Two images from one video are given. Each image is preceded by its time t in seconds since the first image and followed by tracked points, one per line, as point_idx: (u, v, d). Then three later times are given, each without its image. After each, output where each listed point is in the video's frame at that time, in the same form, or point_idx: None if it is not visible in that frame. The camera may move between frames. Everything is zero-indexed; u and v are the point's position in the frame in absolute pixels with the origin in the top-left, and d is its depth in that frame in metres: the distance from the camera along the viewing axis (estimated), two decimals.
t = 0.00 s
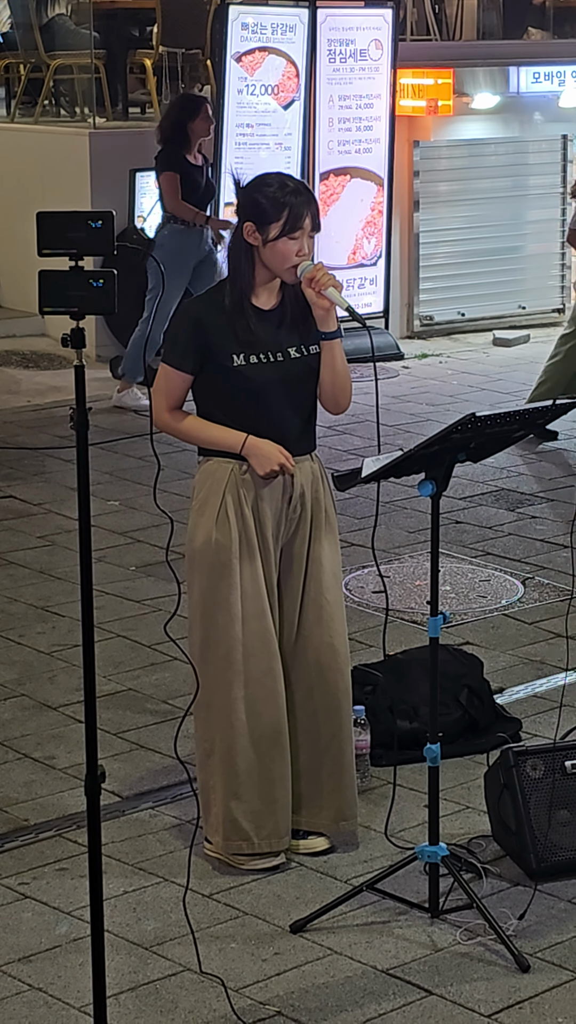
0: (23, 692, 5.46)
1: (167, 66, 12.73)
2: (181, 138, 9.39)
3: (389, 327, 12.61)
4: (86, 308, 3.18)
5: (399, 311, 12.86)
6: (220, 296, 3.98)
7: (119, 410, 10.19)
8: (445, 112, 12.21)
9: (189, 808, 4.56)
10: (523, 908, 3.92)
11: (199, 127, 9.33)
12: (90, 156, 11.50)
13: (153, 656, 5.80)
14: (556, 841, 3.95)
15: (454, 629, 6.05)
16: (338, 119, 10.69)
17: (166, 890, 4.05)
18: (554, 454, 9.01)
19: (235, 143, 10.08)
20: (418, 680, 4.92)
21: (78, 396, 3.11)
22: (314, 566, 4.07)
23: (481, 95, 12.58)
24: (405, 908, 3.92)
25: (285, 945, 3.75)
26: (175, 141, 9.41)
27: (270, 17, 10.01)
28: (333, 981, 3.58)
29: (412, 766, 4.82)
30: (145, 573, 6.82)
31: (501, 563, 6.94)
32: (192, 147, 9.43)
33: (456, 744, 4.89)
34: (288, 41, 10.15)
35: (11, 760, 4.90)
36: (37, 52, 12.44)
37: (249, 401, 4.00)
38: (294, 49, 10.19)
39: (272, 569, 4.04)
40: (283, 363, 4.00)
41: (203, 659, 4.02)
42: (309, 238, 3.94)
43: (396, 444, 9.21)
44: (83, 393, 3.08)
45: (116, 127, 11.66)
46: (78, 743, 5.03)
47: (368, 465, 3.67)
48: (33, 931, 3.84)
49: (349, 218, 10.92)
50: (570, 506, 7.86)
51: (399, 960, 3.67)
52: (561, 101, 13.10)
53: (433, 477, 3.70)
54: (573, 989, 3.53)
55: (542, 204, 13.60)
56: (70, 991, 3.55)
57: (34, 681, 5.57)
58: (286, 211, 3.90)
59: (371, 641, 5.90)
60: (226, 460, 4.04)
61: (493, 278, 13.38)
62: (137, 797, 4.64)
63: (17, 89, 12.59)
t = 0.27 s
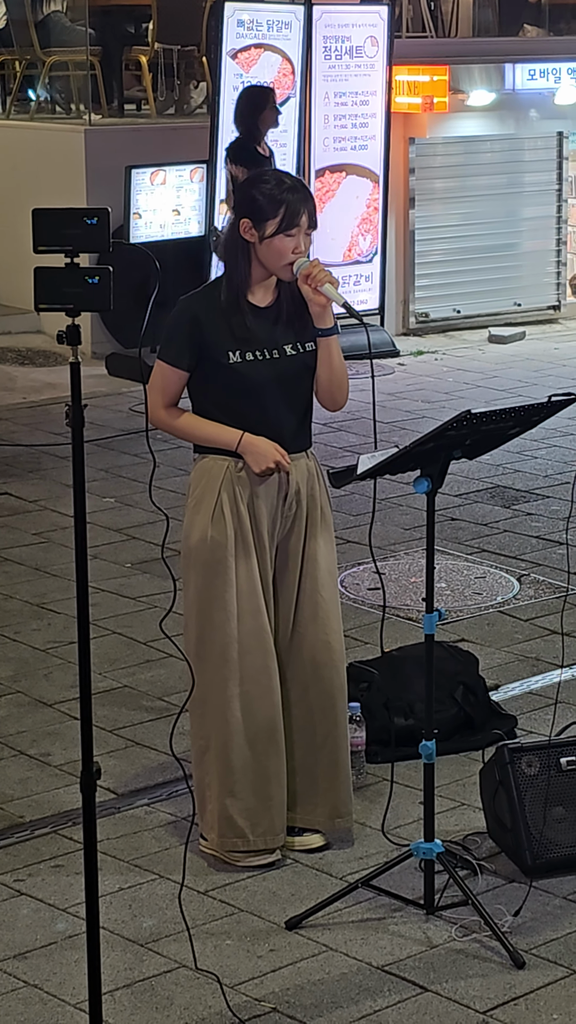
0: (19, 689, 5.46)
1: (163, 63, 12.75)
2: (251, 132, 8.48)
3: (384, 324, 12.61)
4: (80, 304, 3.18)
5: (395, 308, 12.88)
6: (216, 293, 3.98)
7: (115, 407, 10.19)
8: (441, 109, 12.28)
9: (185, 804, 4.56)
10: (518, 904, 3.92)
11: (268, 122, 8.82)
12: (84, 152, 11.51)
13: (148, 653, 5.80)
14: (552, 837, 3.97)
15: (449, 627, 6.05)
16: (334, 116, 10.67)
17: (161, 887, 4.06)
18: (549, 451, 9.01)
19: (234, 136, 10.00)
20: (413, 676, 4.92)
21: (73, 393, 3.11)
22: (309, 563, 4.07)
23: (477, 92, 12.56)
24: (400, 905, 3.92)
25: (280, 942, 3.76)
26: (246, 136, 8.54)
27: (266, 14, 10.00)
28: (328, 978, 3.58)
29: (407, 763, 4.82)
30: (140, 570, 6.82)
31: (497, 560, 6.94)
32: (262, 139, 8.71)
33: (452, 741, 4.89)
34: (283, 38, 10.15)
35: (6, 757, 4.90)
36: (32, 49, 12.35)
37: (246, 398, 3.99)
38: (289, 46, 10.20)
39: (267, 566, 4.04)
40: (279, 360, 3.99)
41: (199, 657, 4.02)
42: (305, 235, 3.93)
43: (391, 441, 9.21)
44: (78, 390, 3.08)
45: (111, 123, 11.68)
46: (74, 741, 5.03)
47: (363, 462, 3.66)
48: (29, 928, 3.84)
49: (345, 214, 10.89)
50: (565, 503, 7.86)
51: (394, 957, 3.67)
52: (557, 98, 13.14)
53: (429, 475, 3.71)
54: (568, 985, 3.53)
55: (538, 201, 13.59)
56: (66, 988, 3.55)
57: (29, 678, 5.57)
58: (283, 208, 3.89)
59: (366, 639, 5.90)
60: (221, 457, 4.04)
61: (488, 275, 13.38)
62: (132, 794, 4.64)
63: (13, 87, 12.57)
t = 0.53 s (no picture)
0: (14, 685, 5.46)
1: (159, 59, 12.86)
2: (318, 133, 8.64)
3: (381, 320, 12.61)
4: (77, 300, 3.17)
5: (391, 304, 12.89)
6: (212, 288, 3.97)
7: (111, 403, 10.18)
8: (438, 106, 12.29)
9: (181, 801, 4.56)
10: (513, 900, 3.93)
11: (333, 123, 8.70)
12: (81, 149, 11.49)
13: (144, 649, 5.80)
14: (548, 833, 3.96)
15: (445, 623, 6.05)
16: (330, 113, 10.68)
17: (157, 882, 4.06)
18: (545, 447, 9.01)
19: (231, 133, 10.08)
20: (409, 673, 4.92)
21: (70, 389, 3.09)
22: (305, 560, 4.07)
23: (474, 88, 12.66)
24: (396, 900, 3.93)
25: (276, 937, 3.76)
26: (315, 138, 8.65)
27: (262, 10, 10.00)
28: (323, 973, 3.59)
29: (404, 759, 4.83)
30: (136, 566, 6.82)
31: (493, 556, 6.94)
32: (327, 141, 8.70)
33: (448, 736, 4.89)
34: (280, 34, 10.14)
35: (2, 752, 4.90)
36: (29, 45, 12.38)
37: (242, 394, 3.99)
38: (286, 42, 10.20)
39: (263, 563, 4.04)
40: (276, 356, 3.99)
41: (195, 653, 4.02)
42: (303, 231, 3.93)
43: (388, 437, 9.21)
44: (75, 386, 3.06)
45: (107, 119, 11.68)
46: (69, 736, 5.03)
47: (360, 458, 3.67)
48: (25, 923, 3.84)
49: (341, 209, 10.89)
50: (561, 500, 7.86)
51: (390, 952, 3.67)
52: (553, 94, 13.24)
53: (425, 470, 3.70)
54: (564, 981, 3.53)
55: (535, 197, 13.59)
56: (62, 983, 3.55)
57: (25, 673, 5.57)
58: (282, 205, 3.89)
59: (362, 635, 5.90)
60: (218, 454, 4.03)
61: (485, 271, 13.38)
62: (128, 790, 4.64)
63: (9, 82, 12.56)
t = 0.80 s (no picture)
0: (14, 681, 5.46)
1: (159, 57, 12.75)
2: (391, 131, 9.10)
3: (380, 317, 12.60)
4: (77, 296, 3.17)
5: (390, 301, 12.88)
6: (211, 286, 3.97)
7: (111, 400, 10.17)
8: (437, 101, 12.44)
9: (180, 797, 4.56)
10: (512, 898, 3.92)
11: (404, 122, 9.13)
12: (81, 145, 11.51)
13: (143, 646, 5.80)
14: (547, 830, 3.96)
15: (444, 620, 6.04)
16: (330, 109, 10.65)
17: (156, 880, 4.06)
18: (545, 445, 9.01)
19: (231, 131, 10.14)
20: (409, 670, 4.92)
21: (69, 385, 3.07)
22: (304, 558, 4.07)
23: (474, 85, 12.69)
24: (395, 897, 3.93)
25: (275, 934, 3.76)
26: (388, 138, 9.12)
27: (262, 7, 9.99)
28: (322, 970, 3.59)
29: (402, 756, 4.82)
30: (136, 563, 6.82)
31: (492, 554, 6.93)
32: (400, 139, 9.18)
33: (447, 733, 4.89)
34: (279, 30, 10.12)
35: (1, 749, 4.89)
36: (28, 41, 12.37)
37: (241, 391, 3.99)
38: (285, 38, 10.17)
39: (262, 561, 4.04)
40: (275, 354, 3.99)
41: (193, 651, 4.02)
42: (303, 230, 3.93)
43: (387, 434, 9.22)
44: (74, 381, 3.03)
45: (107, 116, 11.67)
46: (69, 733, 5.03)
47: (359, 455, 3.66)
48: (24, 920, 3.84)
49: (340, 205, 10.90)
50: (560, 497, 7.86)
51: (388, 949, 3.67)
52: (553, 91, 13.25)
53: (424, 468, 3.70)
54: (562, 978, 3.54)
55: (534, 194, 13.57)
56: (60, 980, 3.55)
57: (24, 670, 5.57)
58: (282, 204, 3.89)
59: (361, 632, 5.90)
60: (217, 452, 4.03)
61: (484, 268, 13.37)
62: (128, 787, 4.64)
63: (8, 79, 12.55)
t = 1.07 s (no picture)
0: (14, 678, 5.46)
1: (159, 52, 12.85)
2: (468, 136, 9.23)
3: (380, 315, 12.61)
4: (76, 293, 3.17)
5: (390, 298, 12.87)
6: (211, 283, 3.97)
7: (110, 397, 10.17)
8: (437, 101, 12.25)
9: (179, 794, 4.56)
10: (512, 894, 3.93)
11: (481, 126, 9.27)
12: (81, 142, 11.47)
13: (143, 643, 5.80)
14: (546, 827, 3.97)
15: (444, 618, 6.04)
16: (330, 106, 10.57)
17: (155, 877, 4.06)
18: (545, 442, 9.01)
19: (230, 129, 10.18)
20: (409, 667, 4.91)
21: (69, 382, 3.07)
22: (304, 556, 4.07)
23: (474, 83, 12.62)
24: (394, 894, 3.93)
25: (274, 931, 3.76)
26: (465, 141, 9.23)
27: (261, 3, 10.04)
28: (321, 967, 3.59)
29: (401, 753, 4.83)
30: (135, 560, 6.82)
31: (492, 551, 6.94)
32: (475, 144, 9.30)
33: (447, 731, 4.89)
34: (279, 27, 10.14)
35: (1, 746, 4.89)
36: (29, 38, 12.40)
37: (240, 388, 3.99)
38: (285, 35, 10.17)
39: (261, 559, 4.04)
40: (275, 350, 3.99)
41: (190, 649, 4.02)
42: (301, 229, 3.94)
43: (387, 431, 9.22)
44: (73, 378, 3.04)
45: (108, 112, 11.67)
46: (68, 729, 5.03)
47: (358, 453, 3.66)
48: (23, 916, 3.84)
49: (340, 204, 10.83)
50: (560, 495, 7.85)
51: (388, 946, 3.68)
52: (553, 89, 13.16)
53: (424, 464, 3.70)
54: (562, 975, 3.54)
55: (534, 192, 13.58)
56: (60, 977, 3.55)
57: (24, 666, 5.57)
58: (281, 201, 3.89)
59: (361, 629, 5.90)
60: (216, 450, 4.03)
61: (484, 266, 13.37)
62: (127, 783, 4.64)
63: (8, 76, 12.54)
